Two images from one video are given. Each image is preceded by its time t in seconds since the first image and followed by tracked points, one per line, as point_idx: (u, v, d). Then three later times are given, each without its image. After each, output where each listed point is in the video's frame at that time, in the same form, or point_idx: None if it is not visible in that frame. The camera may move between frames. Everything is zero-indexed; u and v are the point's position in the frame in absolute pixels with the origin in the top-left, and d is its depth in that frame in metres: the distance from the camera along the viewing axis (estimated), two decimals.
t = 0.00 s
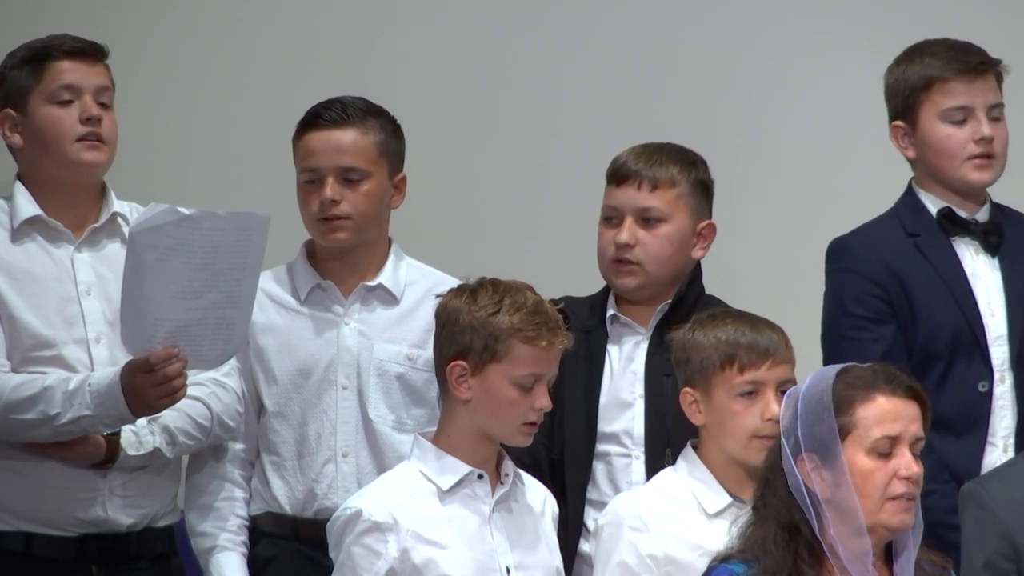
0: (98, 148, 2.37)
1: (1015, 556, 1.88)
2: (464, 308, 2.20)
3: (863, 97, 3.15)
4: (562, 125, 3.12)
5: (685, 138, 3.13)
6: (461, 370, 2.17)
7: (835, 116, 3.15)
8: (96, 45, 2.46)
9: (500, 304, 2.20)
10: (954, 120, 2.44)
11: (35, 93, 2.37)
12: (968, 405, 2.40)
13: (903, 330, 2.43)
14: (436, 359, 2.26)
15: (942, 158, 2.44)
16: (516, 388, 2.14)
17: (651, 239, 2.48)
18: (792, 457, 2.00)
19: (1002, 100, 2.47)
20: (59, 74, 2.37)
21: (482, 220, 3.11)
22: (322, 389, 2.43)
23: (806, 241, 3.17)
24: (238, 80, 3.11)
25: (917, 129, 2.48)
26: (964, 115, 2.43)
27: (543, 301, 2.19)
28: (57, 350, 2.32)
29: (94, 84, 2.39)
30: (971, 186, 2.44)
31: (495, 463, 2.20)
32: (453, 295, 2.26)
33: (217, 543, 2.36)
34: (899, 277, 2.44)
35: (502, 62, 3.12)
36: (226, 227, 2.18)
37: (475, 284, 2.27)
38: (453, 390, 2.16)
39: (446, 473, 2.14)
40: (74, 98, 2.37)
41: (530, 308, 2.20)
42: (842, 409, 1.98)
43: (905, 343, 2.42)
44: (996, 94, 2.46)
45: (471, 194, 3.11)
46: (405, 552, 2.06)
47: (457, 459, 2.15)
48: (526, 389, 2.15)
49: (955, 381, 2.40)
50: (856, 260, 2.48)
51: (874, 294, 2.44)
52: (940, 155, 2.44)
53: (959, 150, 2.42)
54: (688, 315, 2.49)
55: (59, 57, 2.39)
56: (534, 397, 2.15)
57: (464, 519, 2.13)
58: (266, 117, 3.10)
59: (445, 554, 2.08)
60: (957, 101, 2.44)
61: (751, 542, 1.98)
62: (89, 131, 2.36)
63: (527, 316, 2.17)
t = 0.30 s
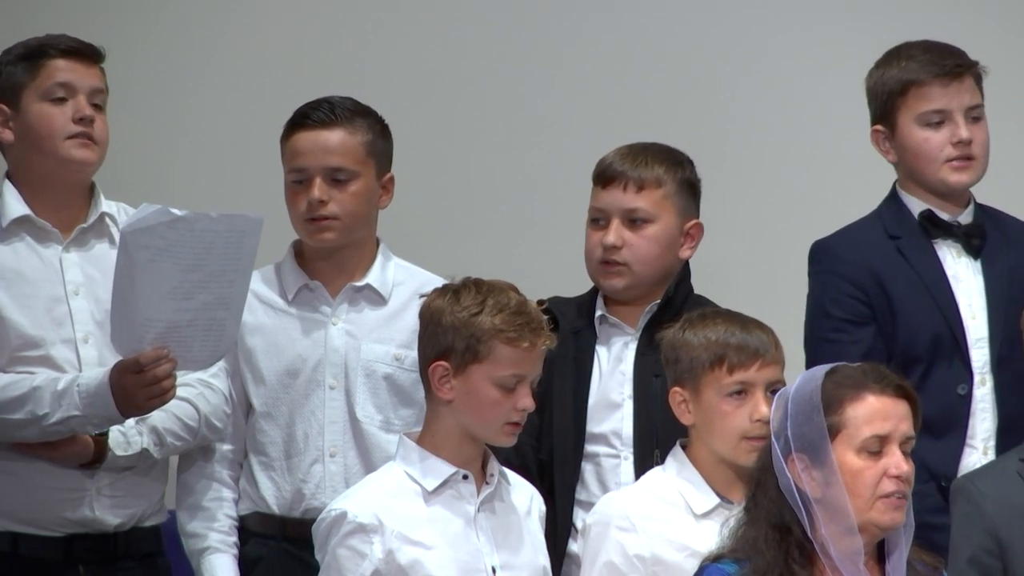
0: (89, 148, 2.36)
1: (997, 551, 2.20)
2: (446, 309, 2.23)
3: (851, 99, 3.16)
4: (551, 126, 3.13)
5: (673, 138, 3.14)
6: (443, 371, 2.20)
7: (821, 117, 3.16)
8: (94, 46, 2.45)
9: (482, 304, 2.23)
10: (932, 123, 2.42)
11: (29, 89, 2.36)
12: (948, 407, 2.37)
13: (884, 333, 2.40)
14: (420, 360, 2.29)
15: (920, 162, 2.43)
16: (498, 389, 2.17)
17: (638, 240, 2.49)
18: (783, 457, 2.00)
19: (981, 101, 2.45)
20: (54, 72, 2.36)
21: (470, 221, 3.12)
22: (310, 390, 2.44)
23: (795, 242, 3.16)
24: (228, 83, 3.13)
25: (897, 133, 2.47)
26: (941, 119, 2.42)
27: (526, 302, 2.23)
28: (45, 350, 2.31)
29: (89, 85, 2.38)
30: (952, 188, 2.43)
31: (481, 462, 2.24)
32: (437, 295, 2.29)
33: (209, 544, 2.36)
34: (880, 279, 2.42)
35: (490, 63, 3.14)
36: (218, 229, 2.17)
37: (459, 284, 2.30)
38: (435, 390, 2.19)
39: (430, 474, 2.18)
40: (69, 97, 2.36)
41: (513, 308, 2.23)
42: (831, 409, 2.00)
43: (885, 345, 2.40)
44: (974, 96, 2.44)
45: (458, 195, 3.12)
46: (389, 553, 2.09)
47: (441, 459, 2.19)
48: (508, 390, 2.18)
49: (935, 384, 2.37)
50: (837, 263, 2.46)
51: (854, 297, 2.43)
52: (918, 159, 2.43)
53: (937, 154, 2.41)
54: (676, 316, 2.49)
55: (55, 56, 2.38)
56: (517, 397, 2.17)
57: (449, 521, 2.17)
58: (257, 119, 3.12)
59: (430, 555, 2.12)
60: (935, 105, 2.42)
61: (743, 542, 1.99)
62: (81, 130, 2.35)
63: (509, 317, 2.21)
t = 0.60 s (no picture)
0: (73, 149, 2.36)
1: (987, 547, 2.18)
2: (430, 308, 2.22)
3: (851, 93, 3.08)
4: (545, 124, 3.11)
5: (669, 136, 3.10)
6: (426, 371, 2.19)
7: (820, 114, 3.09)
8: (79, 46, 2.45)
9: (465, 304, 2.22)
10: (915, 123, 2.40)
11: (13, 89, 2.36)
12: (930, 406, 2.32)
13: (865, 333, 2.37)
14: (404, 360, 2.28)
15: (903, 162, 2.41)
16: (482, 389, 2.16)
17: (625, 240, 2.47)
18: (769, 461, 2.01)
19: (966, 101, 2.43)
20: (38, 72, 2.36)
21: (465, 220, 3.11)
22: (297, 390, 2.42)
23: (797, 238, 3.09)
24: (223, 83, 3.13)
25: (881, 132, 2.45)
26: (924, 119, 2.40)
27: (510, 302, 2.22)
28: (29, 350, 2.32)
29: (73, 85, 2.38)
30: (935, 192, 2.41)
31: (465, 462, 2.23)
32: (421, 294, 2.28)
33: (196, 542, 2.34)
34: (862, 279, 2.39)
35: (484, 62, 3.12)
36: (196, 228, 2.17)
37: (443, 283, 2.29)
38: (418, 390, 2.19)
39: (413, 474, 2.17)
40: (53, 97, 2.36)
41: (496, 308, 2.22)
42: (813, 407, 2.02)
43: (867, 345, 2.37)
44: (959, 96, 2.42)
45: (454, 194, 3.11)
46: (372, 553, 2.08)
47: (424, 459, 2.18)
48: (491, 390, 2.17)
49: (917, 383, 2.33)
50: (819, 263, 2.43)
51: (837, 297, 2.39)
52: (901, 160, 2.41)
53: (919, 155, 2.39)
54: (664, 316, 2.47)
55: (39, 56, 2.38)
56: (500, 397, 2.17)
57: (432, 520, 2.16)
58: (251, 119, 3.12)
59: (412, 555, 2.11)
60: (919, 105, 2.40)
61: (734, 543, 1.99)
62: (65, 131, 2.35)
63: (492, 317, 2.20)
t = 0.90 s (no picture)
0: (57, 148, 2.37)
1: (975, 547, 2.16)
2: (413, 309, 2.22)
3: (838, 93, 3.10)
4: (537, 123, 3.10)
5: (660, 135, 3.10)
6: (408, 371, 2.19)
7: (812, 114, 3.10)
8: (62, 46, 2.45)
9: (448, 305, 2.22)
10: (903, 119, 2.40)
11: None
12: (917, 406, 2.33)
13: (852, 334, 2.38)
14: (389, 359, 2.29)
15: (891, 157, 2.41)
16: (463, 390, 2.15)
17: (611, 239, 2.47)
18: (754, 464, 1.96)
19: (952, 98, 2.44)
20: (21, 72, 2.36)
21: (458, 219, 3.10)
22: (284, 390, 2.41)
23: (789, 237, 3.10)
24: (215, 81, 3.13)
25: (867, 127, 2.45)
26: (913, 114, 2.40)
27: (493, 303, 2.21)
28: (15, 350, 2.32)
29: (57, 84, 2.39)
30: (921, 184, 2.40)
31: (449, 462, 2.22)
32: (405, 293, 2.28)
33: (183, 542, 2.33)
34: (847, 280, 2.40)
35: (476, 60, 3.11)
36: (180, 227, 2.17)
37: (428, 283, 2.28)
38: (401, 390, 2.18)
39: (396, 473, 2.17)
40: (36, 97, 2.37)
41: (480, 309, 2.21)
42: (797, 409, 1.97)
43: (852, 346, 2.37)
44: (945, 93, 2.43)
45: (446, 192, 3.10)
46: (353, 552, 2.08)
47: (406, 458, 2.17)
48: (473, 391, 2.16)
49: (904, 385, 2.34)
50: (803, 264, 2.44)
51: (822, 298, 2.40)
52: (889, 154, 2.41)
53: (908, 149, 2.39)
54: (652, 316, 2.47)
55: (22, 56, 2.38)
56: (482, 398, 2.16)
57: (412, 520, 2.15)
58: (244, 118, 3.12)
59: (393, 553, 2.11)
60: (907, 101, 2.41)
61: (721, 544, 1.94)
62: (49, 130, 2.36)
63: (475, 318, 2.19)
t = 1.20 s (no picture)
0: (44, 149, 2.37)
1: (957, 546, 2.23)
2: (395, 305, 2.22)
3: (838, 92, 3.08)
4: (532, 122, 3.10)
5: (656, 133, 3.09)
6: (389, 368, 2.19)
7: (809, 113, 3.08)
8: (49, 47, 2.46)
9: (432, 303, 2.22)
10: (892, 118, 2.41)
11: None
12: (904, 407, 2.35)
13: (839, 334, 2.38)
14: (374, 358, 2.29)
15: (880, 157, 2.41)
16: (442, 389, 2.15)
17: (598, 239, 2.47)
18: (737, 465, 1.94)
19: (939, 100, 2.45)
20: (9, 73, 2.37)
21: (452, 218, 3.10)
22: (271, 389, 2.41)
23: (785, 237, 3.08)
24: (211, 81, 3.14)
25: (855, 127, 2.45)
26: (902, 114, 2.41)
27: (477, 304, 2.20)
28: (4, 349, 2.33)
29: (44, 85, 2.40)
30: (907, 186, 2.41)
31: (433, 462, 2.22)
32: (392, 291, 2.28)
33: (169, 540, 2.33)
34: (833, 280, 2.39)
35: (472, 59, 3.11)
36: (176, 226, 2.17)
37: (414, 282, 2.29)
38: (381, 387, 2.18)
39: (380, 473, 2.16)
40: (24, 98, 2.37)
41: (463, 309, 2.21)
42: (780, 410, 1.95)
43: (840, 348, 2.37)
44: (934, 95, 2.44)
45: (441, 191, 3.10)
46: (336, 553, 2.08)
47: (390, 459, 2.17)
48: (452, 391, 2.15)
49: (892, 385, 2.35)
50: (789, 264, 2.43)
51: (808, 298, 2.39)
52: (878, 154, 2.41)
53: (896, 150, 2.40)
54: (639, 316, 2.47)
55: (10, 57, 2.39)
56: (460, 399, 2.15)
57: (396, 521, 2.15)
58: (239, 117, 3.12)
59: (377, 553, 2.10)
60: (897, 101, 2.42)
61: (705, 544, 1.93)
62: (37, 132, 2.37)
63: (456, 318, 2.18)
